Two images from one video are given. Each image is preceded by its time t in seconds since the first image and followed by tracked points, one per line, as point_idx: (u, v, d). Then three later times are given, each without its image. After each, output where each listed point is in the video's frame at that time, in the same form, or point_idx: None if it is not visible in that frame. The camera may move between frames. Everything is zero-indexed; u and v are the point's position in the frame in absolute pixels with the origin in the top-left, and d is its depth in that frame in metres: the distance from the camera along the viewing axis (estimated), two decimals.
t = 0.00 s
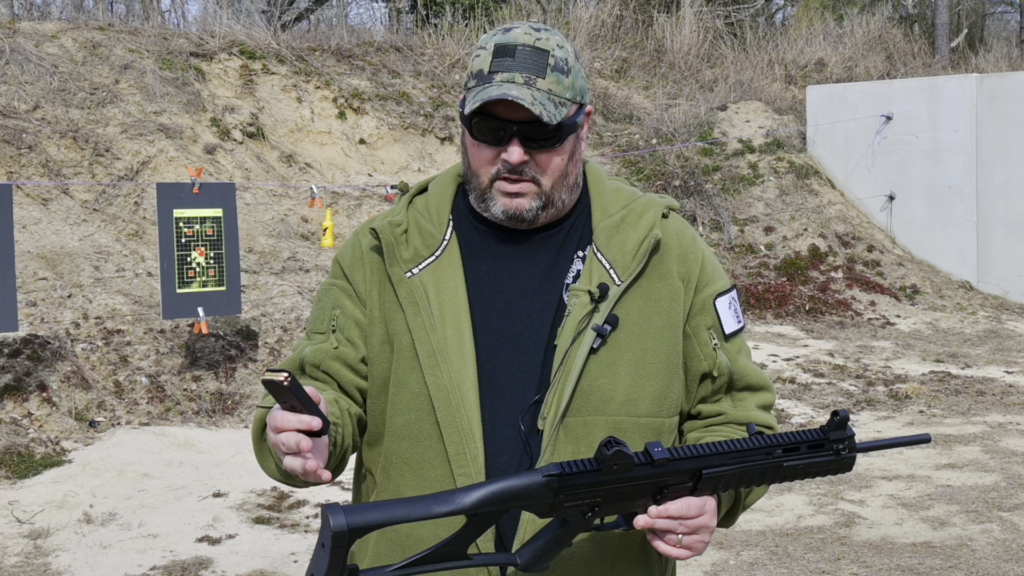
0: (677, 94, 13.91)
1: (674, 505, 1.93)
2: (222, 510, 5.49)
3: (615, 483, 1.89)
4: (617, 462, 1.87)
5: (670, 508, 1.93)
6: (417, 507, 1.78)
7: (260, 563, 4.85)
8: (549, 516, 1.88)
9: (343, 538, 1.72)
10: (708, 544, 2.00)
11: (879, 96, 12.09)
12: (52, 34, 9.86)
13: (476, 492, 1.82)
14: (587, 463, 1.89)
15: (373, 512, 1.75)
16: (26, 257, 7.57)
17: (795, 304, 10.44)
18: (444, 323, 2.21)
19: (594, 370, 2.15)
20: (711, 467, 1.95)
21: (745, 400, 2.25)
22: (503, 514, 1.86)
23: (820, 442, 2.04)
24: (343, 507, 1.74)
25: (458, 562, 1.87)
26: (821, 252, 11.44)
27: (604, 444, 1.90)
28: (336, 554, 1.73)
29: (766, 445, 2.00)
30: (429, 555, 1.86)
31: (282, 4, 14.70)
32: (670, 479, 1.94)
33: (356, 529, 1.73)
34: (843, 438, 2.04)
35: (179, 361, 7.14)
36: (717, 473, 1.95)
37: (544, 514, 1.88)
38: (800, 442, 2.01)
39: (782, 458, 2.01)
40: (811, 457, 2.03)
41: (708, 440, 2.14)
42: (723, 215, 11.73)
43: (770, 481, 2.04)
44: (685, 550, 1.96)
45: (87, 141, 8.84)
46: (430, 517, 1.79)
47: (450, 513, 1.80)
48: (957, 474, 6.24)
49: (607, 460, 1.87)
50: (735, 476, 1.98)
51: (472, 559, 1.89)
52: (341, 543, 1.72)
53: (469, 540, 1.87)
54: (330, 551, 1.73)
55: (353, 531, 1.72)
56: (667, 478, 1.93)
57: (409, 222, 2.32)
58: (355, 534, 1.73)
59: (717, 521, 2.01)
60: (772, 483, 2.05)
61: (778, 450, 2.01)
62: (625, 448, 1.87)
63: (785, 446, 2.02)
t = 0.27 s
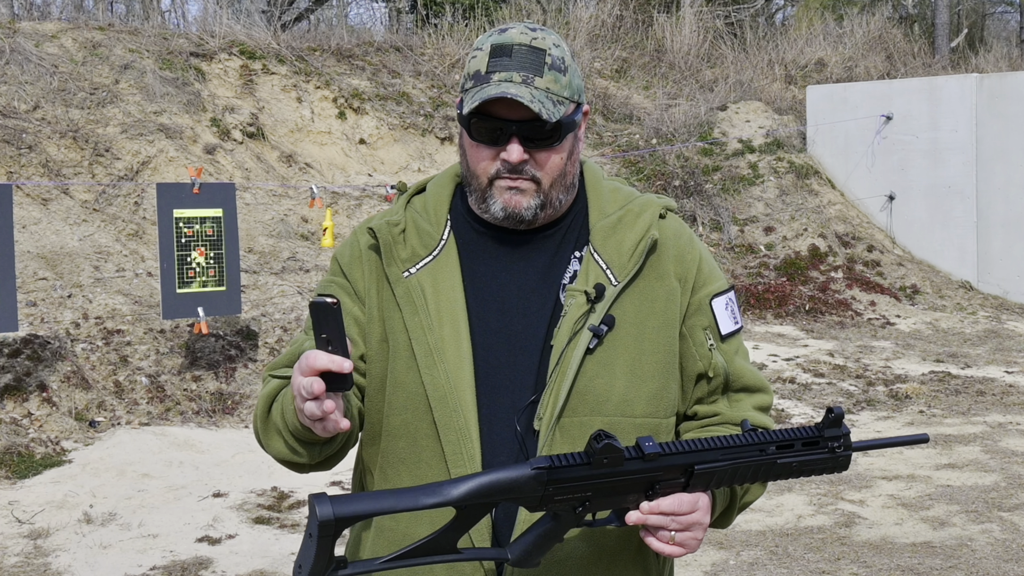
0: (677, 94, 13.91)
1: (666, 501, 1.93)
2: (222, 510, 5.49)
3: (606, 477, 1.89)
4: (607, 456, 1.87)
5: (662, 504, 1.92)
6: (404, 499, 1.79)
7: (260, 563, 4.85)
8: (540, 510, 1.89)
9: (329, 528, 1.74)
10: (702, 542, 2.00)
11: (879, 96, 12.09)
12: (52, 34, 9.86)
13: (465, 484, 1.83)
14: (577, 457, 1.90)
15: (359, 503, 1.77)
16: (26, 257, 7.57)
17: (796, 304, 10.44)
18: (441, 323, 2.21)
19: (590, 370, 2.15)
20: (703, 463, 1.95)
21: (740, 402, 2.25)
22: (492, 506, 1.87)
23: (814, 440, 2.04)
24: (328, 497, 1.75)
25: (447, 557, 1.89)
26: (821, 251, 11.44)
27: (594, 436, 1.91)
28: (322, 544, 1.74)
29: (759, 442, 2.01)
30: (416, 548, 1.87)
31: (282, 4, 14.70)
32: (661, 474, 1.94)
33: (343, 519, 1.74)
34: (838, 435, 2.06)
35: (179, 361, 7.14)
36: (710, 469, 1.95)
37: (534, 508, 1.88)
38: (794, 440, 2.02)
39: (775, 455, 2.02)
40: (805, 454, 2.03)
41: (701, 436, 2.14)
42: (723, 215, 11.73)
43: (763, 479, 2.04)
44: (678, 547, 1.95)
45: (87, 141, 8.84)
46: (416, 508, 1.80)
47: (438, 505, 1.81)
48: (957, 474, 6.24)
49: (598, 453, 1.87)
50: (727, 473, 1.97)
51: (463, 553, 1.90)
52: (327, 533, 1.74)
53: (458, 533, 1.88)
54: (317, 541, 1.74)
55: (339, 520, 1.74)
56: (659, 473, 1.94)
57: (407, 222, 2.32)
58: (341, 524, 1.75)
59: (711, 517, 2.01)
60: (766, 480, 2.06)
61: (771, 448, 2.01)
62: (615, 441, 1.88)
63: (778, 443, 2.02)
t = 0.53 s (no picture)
0: (677, 94, 13.91)
1: (659, 501, 1.94)
2: (222, 510, 5.49)
3: (599, 477, 1.89)
4: (598, 456, 1.87)
5: (655, 504, 1.94)
6: (394, 499, 1.79)
7: (260, 563, 4.84)
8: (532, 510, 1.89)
9: (320, 527, 1.74)
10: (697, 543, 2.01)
11: (879, 96, 12.09)
12: (52, 34, 9.86)
13: (461, 483, 1.84)
14: (570, 457, 1.89)
15: (350, 502, 1.77)
16: (26, 257, 7.57)
17: (796, 304, 10.44)
18: (440, 327, 2.21)
19: (592, 372, 2.15)
20: (696, 463, 1.95)
21: (738, 403, 2.26)
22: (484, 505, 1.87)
23: (810, 440, 2.03)
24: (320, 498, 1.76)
25: (441, 557, 1.89)
26: (821, 252, 11.44)
27: (585, 437, 1.90)
28: (315, 543, 1.75)
29: (753, 442, 2.00)
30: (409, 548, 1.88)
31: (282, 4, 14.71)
32: (654, 474, 1.94)
33: (334, 520, 1.75)
34: (832, 435, 2.04)
35: (179, 361, 7.14)
36: (702, 468, 1.95)
37: (526, 508, 1.88)
38: (789, 440, 2.01)
39: (770, 455, 2.00)
40: (800, 454, 2.02)
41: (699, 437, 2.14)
42: (723, 215, 11.73)
43: (758, 479, 2.03)
44: (672, 546, 1.97)
45: (87, 141, 8.84)
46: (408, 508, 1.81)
47: (428, 505, 1.82)
48: (957, 474, 6.24)
49: (588, 453, 1.87)
50: (721, 473, 1.97)
51: (457, 553, 1.90)
52: (319, 532, 1.74)
53: (451, 533, 1.88)
54: (308, 540, 1.75)
55: (330, 520, 1.74)
56: (652, 473, 1.93)
57: (405, 224, 2.32)
58: (332, 523, 1.75)
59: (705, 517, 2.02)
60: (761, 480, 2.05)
61: (765, 447, 2.00)
62: (606, 441, 1.87)
63: (773, 443, 2.01)
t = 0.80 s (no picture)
0: (677, 94, 13.91)
1: (649, 486, 1.94)
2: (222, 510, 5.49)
3: (584, 458, 1.92)
4: (582, 436, 1.91)
5: (645, 490, 1.94)
6: (377, 473, 1.85)
7: (260, 563, 4.85)
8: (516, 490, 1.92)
9: (301, 496, 1.80)
10: (689, 532, 2.01)
11: (879, 96, 12.10)
12: (52, 34, 9.86)
13: (446, 458, 1.88)
14: (555, 437, 1.93)
15: (332, 474, 1.82)
16: (26, 257, 7.57)
17: (796, 304, 10.44)
18: (439, 326, 2.21)
19: (591, 371, 2.16)
20: (685, 449, 1.96)
21: (739, 399, 2.25)
22: (471, 483, 1.91)
23: (805, 431, 2.04)
24: (302, 467, 1.82)
25: (427, 535, 1.92)
26: (821, 252, 11.44)
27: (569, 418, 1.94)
28: (296, 512, 1.81)
29: (745, 430, 2.02)
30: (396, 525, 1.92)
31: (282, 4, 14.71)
32: (642, 459, 1.95)
33: (315, 488, 1.81)
34: (830, 427, 2.05)
35: (179, 361, 7.14)
36: (692, 455, 1.96)
37: (511, 487, 1.92)
38: (782, 429, 2.03)
39: (762, 444, 2.02)
40: (795, 444, 2.03)
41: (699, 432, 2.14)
42: (723, 214, 11.72)
43: (752, 469, 2.04)
44: (665, 535, 1.96)
45: (87, 141, 8.84)
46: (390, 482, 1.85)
47: (410, 480, 1.86)
48: (957, 474, 6.24)
49: (572, 434, 1.91)
50: (712, 460, 1.98)
51: (443, 532, 1.93)
52: (299, 500, 1.80)
53: (436, 512, 1.92)
54: (290, 508, 1.80)
55: (310, 489, 1.80)
56: (639, 458, 1.95)
57: (404, 224, 2.33)
58: (313, 493, 1.81)
59: (698, 506, 2.02)
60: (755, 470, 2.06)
61: (757, 437, 2.02)
62: (590, 422, 1.91)
63: (766, 432, 2.02)
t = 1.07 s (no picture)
0: (677, 94, 13.91)
1: (637, 456, 1.95)
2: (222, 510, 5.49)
3: (571, 417, 1.95)
4: (571, 391, 1.94)
5: (633, 459, 1.95)
6: (366, 401, 1.94)
7: (260, 563, 4.85)
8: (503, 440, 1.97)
9: (287, 412, 1.91)
10: (678, 511, 1.99)
11: (879, 96, 12.10)
12: (52, 34, 9.86)
13: (435, 396, 1.96)
14: (547, 391, 1.97)
15: (323, 396, 1.93)
16: (26, 257, 7.57)
17: (796, 304, 10.44)
18: (436, 323, 2.21)
19: (588, 368, 2.16)
20: (675, 423, 1.96)
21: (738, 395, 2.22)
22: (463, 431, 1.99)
23: (802, 422, 2.01)
24: (294, 386, 1.94)
25: (412, 476, 2.01)
26: (821, 251, 11.44)
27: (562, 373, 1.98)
28: (283, 426, 1.92)
29: (740, 413, 1.99)
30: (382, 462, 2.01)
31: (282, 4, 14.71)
32: (631, 426, 1.96)
33: (302, 406, 1.92)
34: (829, 422, 2.00)
35: (180, 361, 7.14)
36: (682, 428, 1.96)
37: (498, 436, 1.97)
38: (778, 417, 1.99)
39: (757, 430, 1.99)
40: (790, 436, 2.00)
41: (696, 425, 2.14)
42: (723, 214, 11.72)
43: (744, 456, 2.01)
44: (650, 510, 1.96)
45: (87, 141, 8.84)
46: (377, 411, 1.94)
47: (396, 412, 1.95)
48: (957, 474, 6.24)
49: (562, 387, 1.94)
50: (702, 439, 1.97)
51: (429, 477, 2.01)
52: (286, 417, 1.91)
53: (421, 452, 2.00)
54: (278, 425, 1.92)
55: (298, 407, 1.91)
56: (629, 425, 1.96)
57: (401, 222, 2.33)
58: (300, 411, 1.92)
59: (688, 484, 2.01)
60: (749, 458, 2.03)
61: (752, 421, 1.99)
62: (580, 377, 1.94)
63: (761, 418, 2.00)
